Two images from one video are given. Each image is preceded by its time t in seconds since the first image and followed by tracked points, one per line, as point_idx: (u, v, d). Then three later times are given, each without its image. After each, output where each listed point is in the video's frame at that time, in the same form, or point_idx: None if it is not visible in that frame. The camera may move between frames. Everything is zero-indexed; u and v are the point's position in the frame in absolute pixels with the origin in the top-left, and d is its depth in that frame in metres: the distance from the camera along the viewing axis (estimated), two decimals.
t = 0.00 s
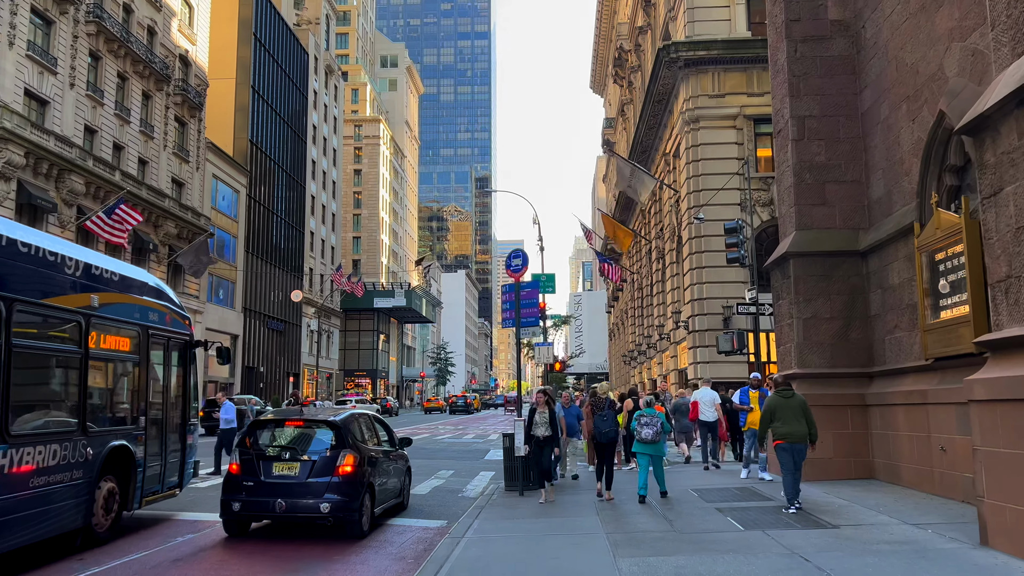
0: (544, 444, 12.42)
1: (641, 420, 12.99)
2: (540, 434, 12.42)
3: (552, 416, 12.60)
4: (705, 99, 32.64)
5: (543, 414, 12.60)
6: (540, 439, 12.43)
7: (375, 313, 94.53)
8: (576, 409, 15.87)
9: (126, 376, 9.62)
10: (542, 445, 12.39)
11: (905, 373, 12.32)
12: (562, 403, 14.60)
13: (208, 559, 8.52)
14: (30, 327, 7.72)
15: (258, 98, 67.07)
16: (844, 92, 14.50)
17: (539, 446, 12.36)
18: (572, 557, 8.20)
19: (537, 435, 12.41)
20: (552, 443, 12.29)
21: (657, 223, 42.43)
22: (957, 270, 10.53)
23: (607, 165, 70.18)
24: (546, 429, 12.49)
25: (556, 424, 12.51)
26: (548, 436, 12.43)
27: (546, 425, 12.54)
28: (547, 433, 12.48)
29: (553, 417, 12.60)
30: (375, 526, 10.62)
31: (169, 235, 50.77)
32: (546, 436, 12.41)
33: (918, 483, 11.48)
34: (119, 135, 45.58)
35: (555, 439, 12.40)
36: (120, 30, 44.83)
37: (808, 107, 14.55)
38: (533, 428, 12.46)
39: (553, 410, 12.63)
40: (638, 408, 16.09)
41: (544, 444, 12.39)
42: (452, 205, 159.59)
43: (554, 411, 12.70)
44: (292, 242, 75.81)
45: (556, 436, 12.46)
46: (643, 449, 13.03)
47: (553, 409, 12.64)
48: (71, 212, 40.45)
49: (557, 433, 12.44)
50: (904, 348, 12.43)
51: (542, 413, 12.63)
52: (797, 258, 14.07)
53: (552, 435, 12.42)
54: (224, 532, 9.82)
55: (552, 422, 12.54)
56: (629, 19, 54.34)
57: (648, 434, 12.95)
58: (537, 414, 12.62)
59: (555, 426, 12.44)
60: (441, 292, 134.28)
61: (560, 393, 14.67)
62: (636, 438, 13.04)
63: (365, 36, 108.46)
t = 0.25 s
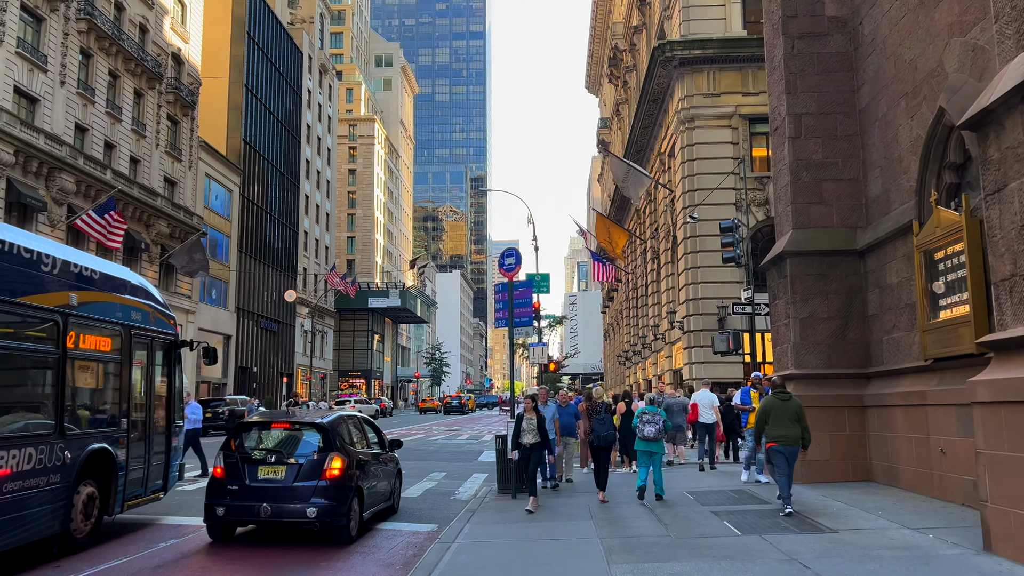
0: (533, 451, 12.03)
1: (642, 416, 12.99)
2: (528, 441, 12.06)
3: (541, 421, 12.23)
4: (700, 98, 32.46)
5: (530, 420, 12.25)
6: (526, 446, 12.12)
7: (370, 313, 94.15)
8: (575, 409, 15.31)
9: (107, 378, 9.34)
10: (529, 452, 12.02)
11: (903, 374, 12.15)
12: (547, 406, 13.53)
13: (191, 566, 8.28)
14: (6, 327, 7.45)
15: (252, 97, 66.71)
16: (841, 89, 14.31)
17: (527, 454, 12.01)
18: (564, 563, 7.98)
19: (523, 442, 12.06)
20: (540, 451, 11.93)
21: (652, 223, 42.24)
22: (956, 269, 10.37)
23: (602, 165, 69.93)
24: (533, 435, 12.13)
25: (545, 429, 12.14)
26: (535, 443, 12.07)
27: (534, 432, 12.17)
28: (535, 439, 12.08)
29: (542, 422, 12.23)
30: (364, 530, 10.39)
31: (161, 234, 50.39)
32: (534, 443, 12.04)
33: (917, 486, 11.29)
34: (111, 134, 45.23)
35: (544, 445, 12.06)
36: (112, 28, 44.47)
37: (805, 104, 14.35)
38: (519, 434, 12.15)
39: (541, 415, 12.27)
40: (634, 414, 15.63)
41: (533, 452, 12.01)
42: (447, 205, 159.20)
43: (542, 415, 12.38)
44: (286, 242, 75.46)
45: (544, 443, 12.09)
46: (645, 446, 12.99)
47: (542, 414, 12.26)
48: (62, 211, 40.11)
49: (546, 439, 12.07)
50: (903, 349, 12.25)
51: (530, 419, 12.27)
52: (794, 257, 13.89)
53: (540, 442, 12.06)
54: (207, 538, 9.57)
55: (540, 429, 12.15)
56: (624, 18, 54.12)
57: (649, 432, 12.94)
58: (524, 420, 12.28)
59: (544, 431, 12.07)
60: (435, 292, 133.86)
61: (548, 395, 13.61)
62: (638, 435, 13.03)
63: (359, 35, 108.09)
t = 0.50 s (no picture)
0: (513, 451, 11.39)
1: (635, 419, 12.75)
2: (508, 440, 11.39)
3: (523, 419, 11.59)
4: (693, 98, 32.34)
5: (511, 417, 11.56)
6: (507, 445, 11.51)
7: (362, 314, 93.78)
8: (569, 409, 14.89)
9: (81, 377, 9.09)
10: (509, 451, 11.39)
11: (897, 374, 11.99)
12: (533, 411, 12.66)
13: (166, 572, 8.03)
14: None
15: (243, 96, 66.33)
16: (834, 86, 14.15)
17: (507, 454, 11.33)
18: (551, 568, 7.76)
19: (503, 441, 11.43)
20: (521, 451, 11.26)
21: (645, 223, 42.10)
22: (950, 267, 10.21)
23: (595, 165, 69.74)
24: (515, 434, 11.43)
25: (526, 427, 11.53)
26: (517, 442, 11.39)
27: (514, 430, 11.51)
28: (516, 439, 11.40)
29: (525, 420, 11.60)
30: (348, 534, 10.16)
31: (151, 234, 49.99)
32: (514, 442, 11.36)
33: (911, 487, 11.13)
34: (99, 132, 44.83)
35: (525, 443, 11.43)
36: (100, 25, 44.09)
37: (798, 101, 14.18)
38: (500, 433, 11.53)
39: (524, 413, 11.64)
40: (626, 418, 15.32)
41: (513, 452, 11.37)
42: (440, 206, 158.92)
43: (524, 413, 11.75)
44: (278, 242, 75.07)
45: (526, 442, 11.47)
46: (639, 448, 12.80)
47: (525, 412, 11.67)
48: (49, 210, 39.71)
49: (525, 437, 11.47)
50: (897, 348, 12.09)
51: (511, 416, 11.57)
52: (786, 256, 13.72)
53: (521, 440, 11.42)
54: (186, 543, 9.32)
55: (521, 426, 11.51)
56: (617, 17, 54.04)
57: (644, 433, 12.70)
58: (505, 419, 11.60)
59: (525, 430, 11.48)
60: (428, 293, 133.55)
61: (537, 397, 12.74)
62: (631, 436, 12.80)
63: (352, 35, 107.77)
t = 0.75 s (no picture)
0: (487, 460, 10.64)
1: (623, 420, 12.56)
2: (484, 450, 10.63)
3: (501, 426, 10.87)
4: (685, 97, 32.17)
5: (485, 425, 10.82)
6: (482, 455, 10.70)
7: (354, 315, 93.37)
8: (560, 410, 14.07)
9: (52, 378, 8.79)
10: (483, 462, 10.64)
11: (890, 376, 11.80)
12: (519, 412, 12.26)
13: None
14: None
15: (234, 95, 65.91)
16: (827, 83, 13.98)
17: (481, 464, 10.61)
18: None
19: (477, 451, 10.69)
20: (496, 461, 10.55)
21: (637, 224, 41.90)
22: (944, 266, 10.02)
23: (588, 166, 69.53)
24: (490, 443, 10.69)
25: (503, 435, 10.84)
26: (492, 451, 10.66)
27: (491, 438, 10.76)
28: (492, 448, 10.66)
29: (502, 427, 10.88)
30: (328, 539, 9.89)
31: (139, 234, 49.54)
32: (490, 451, 10.60)
33: (904, 491, 10.94)
34: (87, 131, 44.39)
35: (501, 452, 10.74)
36: (88, 23, 43.70)
37: (790, 98, 14.00)
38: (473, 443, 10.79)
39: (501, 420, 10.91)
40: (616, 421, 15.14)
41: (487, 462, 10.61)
42: (433, 206, 158.54)
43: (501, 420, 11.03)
44: (269, 243, 74.64)
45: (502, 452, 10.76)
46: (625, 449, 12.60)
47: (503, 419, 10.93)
48: (35, 209, 39.30)
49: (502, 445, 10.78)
50: (890, 349, 11.90)
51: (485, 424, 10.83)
52: (778, 255, 13.52)
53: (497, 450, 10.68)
54: (160, 548, 9.03)
55: (498, 433, 10.80)
56: (609, 18, 53.84)
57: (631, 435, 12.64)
58: (479, 427, 10.85)
59: (501, 438, 10.77)
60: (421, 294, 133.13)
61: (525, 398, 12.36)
62: (619, 438, 12.68)
63: (344, 35, 107.36)
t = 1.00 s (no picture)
0: (464, 463, 10.27)
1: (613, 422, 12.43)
2: (459, 452, 10.29)
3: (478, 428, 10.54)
4: (678, 98, 32.04)
5: (461, 426, 10.49)
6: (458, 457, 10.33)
7: (347, 316, 93.01)
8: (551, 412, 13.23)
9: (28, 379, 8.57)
10: (460, 465, 10.28)
11: (885, 377, 11.64)
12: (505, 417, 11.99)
13: None
14: None
15: (226, 95, 65.57)
16: (820, 82, 13.82)
17: (457, 467, 10.25)
18: None
19: (453, 454, 10.35)
20: (473, 463, 10.19)
21: (630, 225, 41.73)
22: (939, 267, 9.87)
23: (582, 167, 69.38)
24: (466, 445, 10.33)
25: (481, 437, 10.51)
26: (468, 454, 10.31)
27: (467, 441, 10.40)
28: (468, 450, 10.31)
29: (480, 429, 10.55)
30: (312, 545, 9.68)
31: (130, 234, 49.18)
32: (466, 453, 10.27)
33: (898, 494, 10.79)
34: (76, 131, 44.02)
35: (479, 455, 10.39)
36: (78, 22, 43.38)
37: (783, 97, 13.84)
38: (449, 447, 10.45)
39: (479, 422, 10.60)
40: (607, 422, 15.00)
41: (463, 466, 10.25)
42: (427, 207, 158.20)
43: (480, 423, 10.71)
44: (261, 243, 74.30)
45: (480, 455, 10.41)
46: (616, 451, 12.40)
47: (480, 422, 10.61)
48: (24, 209, 38.94)
49: (479, 448, 10.43)
50: (883, 351, 11.75)
51: (461, 425, 10.49)
52: (770, 255, 13.35)
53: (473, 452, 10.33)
54: (138, 555, 8.79)
55: (475, 435, 10.46)
56: (603, 18, 53.71)
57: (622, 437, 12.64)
58: (455, 429, 10.52)
59: (478, 440, 10.44)
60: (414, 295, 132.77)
61: (511, 402, 12.10)
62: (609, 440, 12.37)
63: (337, 35, 107.04)
